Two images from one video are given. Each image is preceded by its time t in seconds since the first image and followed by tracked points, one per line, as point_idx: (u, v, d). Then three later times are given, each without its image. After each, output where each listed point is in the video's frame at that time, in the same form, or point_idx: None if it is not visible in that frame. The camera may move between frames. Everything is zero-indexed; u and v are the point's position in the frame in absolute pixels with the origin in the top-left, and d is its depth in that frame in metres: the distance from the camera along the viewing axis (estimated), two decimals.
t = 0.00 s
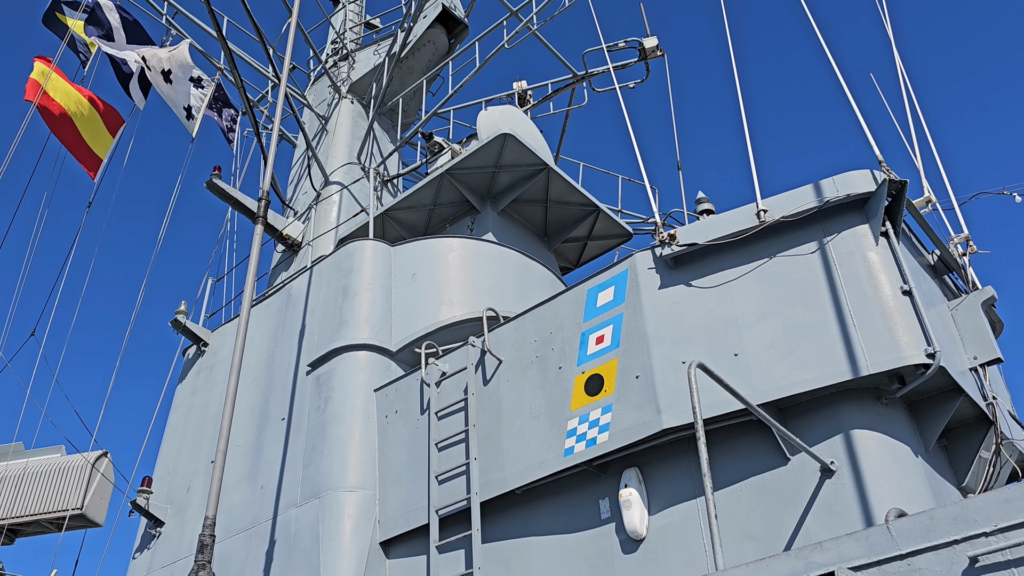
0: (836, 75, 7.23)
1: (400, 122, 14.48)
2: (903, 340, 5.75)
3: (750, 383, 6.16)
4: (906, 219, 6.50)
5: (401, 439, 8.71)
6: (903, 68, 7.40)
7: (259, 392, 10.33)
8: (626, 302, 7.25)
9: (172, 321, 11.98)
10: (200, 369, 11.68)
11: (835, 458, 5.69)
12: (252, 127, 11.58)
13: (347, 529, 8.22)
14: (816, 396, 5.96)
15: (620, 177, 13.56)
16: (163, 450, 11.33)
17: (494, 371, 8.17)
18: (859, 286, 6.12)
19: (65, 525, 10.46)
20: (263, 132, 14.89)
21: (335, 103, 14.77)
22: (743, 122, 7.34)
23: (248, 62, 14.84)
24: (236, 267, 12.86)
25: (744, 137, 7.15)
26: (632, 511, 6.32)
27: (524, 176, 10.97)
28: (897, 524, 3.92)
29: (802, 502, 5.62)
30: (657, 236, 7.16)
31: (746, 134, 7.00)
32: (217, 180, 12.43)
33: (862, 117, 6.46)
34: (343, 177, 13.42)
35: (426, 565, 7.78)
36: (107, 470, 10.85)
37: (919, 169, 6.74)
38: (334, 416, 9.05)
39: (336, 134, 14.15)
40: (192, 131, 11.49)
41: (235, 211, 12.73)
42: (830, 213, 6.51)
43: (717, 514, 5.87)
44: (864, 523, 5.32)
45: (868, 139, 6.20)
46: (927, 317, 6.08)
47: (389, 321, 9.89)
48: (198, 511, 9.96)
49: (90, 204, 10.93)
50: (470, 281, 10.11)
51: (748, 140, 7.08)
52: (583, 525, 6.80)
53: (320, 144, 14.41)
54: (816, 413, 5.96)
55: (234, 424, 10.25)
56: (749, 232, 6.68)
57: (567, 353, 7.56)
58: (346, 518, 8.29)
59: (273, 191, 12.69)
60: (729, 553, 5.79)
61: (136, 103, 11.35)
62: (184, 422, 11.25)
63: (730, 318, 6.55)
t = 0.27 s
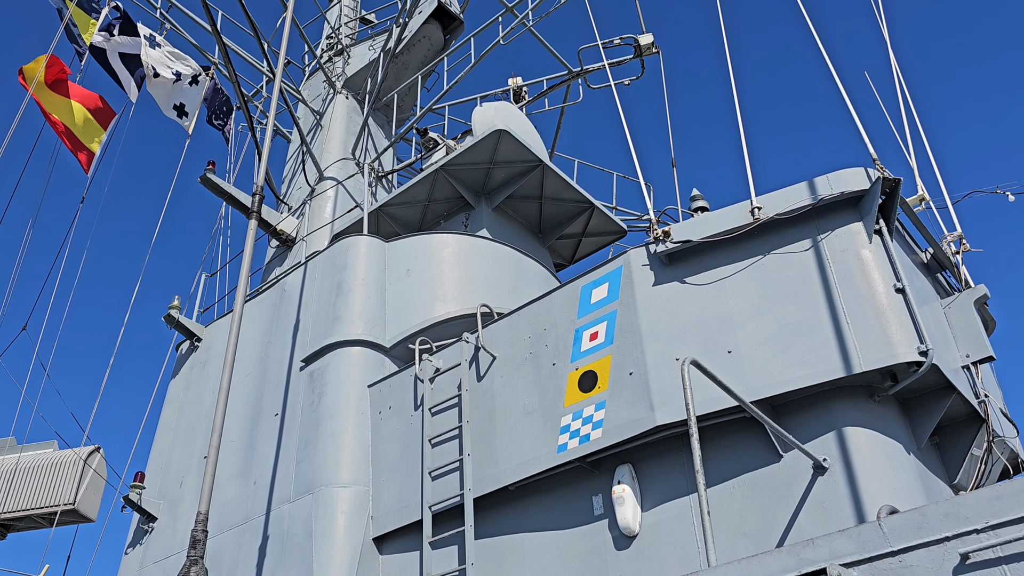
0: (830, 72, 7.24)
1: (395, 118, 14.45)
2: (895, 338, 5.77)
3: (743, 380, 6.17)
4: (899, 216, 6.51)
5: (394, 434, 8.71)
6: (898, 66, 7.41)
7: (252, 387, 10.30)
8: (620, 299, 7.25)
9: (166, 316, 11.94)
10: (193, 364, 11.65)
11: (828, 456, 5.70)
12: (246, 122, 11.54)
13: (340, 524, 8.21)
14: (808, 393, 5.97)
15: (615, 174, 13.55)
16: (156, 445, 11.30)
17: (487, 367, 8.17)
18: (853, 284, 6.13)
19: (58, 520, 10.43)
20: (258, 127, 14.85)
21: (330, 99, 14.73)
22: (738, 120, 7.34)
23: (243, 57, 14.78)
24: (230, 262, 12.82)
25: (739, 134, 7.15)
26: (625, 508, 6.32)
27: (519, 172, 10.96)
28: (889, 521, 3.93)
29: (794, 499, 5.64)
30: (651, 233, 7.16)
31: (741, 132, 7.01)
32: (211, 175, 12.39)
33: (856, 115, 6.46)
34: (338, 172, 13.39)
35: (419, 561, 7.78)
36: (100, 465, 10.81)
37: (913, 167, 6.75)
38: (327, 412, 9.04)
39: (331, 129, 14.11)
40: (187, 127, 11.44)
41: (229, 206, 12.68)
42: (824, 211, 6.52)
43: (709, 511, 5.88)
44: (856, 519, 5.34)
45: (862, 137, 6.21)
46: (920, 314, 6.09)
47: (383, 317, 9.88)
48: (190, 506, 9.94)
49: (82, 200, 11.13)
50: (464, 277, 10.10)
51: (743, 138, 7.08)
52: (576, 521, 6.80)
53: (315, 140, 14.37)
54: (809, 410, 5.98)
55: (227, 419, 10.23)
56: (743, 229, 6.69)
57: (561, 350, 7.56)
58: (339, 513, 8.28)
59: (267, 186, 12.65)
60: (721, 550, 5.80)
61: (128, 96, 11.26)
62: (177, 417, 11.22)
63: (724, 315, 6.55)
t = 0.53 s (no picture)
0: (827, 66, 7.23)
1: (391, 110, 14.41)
2: (890, 331, 5.78)
3: (738, 373, 6.18)
4: (894, 210, 6.52)
5: (389, 426, 8.71)
6: (894, 61, 7.41)
7: (247, 379, 10.29)
8: (615, 292, 7.25)
9: (160, 308, 11.91)
10: (188, 356, 11.62)
11: (822, 448, 5.72)
12: (241, 114, 11.49)
13: (335, 516, 8.22)
14: (802, 386, 5.99)
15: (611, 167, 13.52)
16: (150, 437, 11.28)
17: (483, 359, 8.16)
18: (847, 277, 6.14)
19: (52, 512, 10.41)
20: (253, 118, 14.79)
21: (325, 90, 14.66)
22: (734, 113, 7.33)
23: (238, 48, 14.71)
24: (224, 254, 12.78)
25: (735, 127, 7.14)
26: (620, 500, 6.34)
27: (515, 165, 10.94)
28: (882, 513, 3.95)
29: (788, 492, 5.66)
30: (647, 226, 7.15)
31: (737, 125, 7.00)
32: (205, 167, 12.35)
33: (852, 108, 6.46)
34: (333, 164, 13.35)
35: (413, 552, 7.80)
36: (94, 457, 10.80)
37: (909, 162, 6.76)
38: (322, 404, 9.03)
39: (327, 121, 14.07)
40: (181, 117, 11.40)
41: (224, 197, 12.64)
42: (820, 204, 6.52)
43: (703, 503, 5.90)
44: (849, 511, 5.36)
45: (858, 131, 6.21)
46: (914, 308, 6.11)
47: (378, 309, 9.86)
48: (185, 498, 9.94)
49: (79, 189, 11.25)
50: (460, 269, 10.09)
51: (739, 131, 7.07)
52: (571, 513, 6.81)
53: (310, 131, 14.33)
54: (803, 403, 5.99)
55: (222, 411, 10.22)
56: (739, 222, 6.69)
57: (556, 342, 7.56)
58: (334, 505, 8.28)
59: (262, 178, 12.61)
60: (715, 542, 5.82)
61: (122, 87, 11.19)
62: (171, 409, 11.21)
63: (718, 309, 6.56)
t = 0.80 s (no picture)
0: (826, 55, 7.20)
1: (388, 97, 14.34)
2: (886, 320, 5.78)
3: (734, 361, 6.18)
4: (892, 199, 6.51)
5: (386, 414, 8.71)
6: (893, 50, 7.39)
7: (243, 367, 10.28)
8: (612, 280, 7.24)
9: (156, 295, 11.88)
10: (184, 344, 11.60)
11: (817, 436, 5.73)
12: (237, 100, 11.43)
13: (331, 503, 8.24)
14: (798, 374, 6.00)
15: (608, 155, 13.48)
16: (147, 424, 11.28)
17: (479, 347, 8.16)
18: (844, 265, 6.14)
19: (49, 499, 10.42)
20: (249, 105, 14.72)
21: (322, 77, 14.58)
22: (732, 101, 7.30)
23: (234, 34, 14.61)
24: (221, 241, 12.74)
25: (733, 115, 7.11)
26: (615, 487, 6.36)
27: (512, 153, 10.91)
28: (876, 500, 3.96)
29: (783, 479, 5.67)
30: (644, 214, 7.14)
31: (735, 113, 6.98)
32: (202, 154, 12.29)
33: (850, 96, 6.44)
34: (330, 151, 13.30)
35: (410, 539, 7.82)
36: (91, 445, 10.80)
37: (906, 151, 6.75)
38: (319, 391, 9.03)
39: (323, 108, 14.00)
40: (176, 105, 11.34)
41: (220, 184, 12.59)
42: (817, 193, 6.51)
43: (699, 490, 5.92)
44: (844, 498, 5.38)
45: (856, 118, 6.19)
46: (911, 297, 6.11)
47: (375, 297, 9.85)
48: (181, 485, 9.95)
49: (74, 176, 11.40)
50: (457, 257, 10.07)
51: (737, 119, 7.05)
52: (567, 500, 6.83)
53: (307, 118, 14.26)
54: (799, 391, 6.00)
55: (218, 398, 10.21)
56: (736, 210, 6.68)
57: (553, 330, 7.56)
58: (330, 492, 8.30)
59: (258, 165, 12.55)
60: (710, 529, 5.84)
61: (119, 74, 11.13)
62: (168, 396, 11.20)
63: (715, 297, 6.55)
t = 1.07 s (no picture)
0: (828, 42, 7.17)
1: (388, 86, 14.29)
2: (886, 308, 5.78)
3: (735, 350, 6.18)
4: (893, 187, 6.49)
5: (386, 402, 8.73)
6: (895, 38, 7.35)
7: (244, 355, 10.29)
8: (613, 268, 7.23)
9: (157, 283, 11.88)
10: (185, 332, 11.61)
11: (817, 424, 5.74)
12: (237, 88, 11.39)
13: (332, 491, 8.26)
14: (799, 362, 6.00)
15: (609, 144, 13.42)
16: (148, 412, 11.30)
17: (480, 335, 8.16)
18: (845, 254, 6.13)
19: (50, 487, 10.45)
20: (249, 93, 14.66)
21: (322, 65, 14.52)
22: (734, 89, 7.27)
23: (234, 21, 14.55)
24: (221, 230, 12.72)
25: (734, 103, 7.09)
26: (616, 475, 6.37)
27: (513, 141, 10.87)
28: (876, 487, 3.97)
29: (783, 467, 5.68)
30: (645, 202, 7.12)
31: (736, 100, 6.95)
32: (202, 142, 12.26)
33: (853, 84, 6.41)
34: (330, 140, 13.26)
35: (411, 527, 7.84)
36: (92, 433, 10.82)
37: (908, 139, 6.73)
38: (319, 379, 9.04)
39: (323, 96, 13.95)
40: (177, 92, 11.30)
41: (220, 173, 12.57)
42: (819, 181, 6.49)
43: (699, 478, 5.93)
44: (843, 486, 5.40)
45: (858, 106, 6.17)
46: (912, 285, 6.10)
47: (375, 285, 9.84)
48: (182, 473, 9.97)
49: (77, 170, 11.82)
50: (457, 246, 10.05)
51: (738, 107, 7.02)
52: (567, 488, 6.85)
53: (307, 107, 14.21)
54: (799, 379, 6.00)
55: (219, 387, 10.22)
56: (737, 198, 6.66)
57: (553, 319, 7.56)
58: (331, 480, 8.32)
59: (258, 153, 12.52)
60: (710, 516, 5.86)
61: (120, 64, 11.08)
62: (168, 385, 11.21)
63: (716, 285, 6.55)
